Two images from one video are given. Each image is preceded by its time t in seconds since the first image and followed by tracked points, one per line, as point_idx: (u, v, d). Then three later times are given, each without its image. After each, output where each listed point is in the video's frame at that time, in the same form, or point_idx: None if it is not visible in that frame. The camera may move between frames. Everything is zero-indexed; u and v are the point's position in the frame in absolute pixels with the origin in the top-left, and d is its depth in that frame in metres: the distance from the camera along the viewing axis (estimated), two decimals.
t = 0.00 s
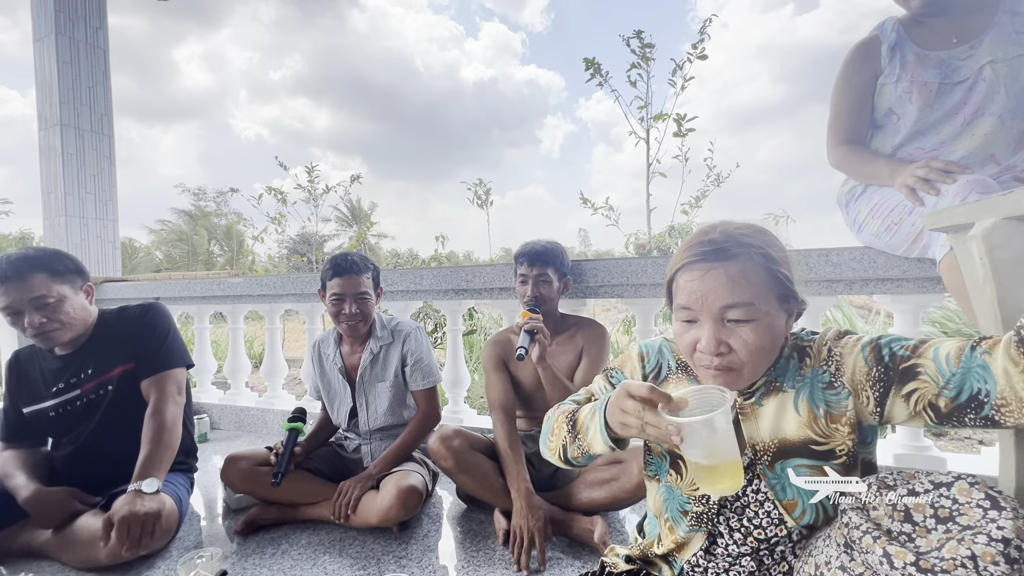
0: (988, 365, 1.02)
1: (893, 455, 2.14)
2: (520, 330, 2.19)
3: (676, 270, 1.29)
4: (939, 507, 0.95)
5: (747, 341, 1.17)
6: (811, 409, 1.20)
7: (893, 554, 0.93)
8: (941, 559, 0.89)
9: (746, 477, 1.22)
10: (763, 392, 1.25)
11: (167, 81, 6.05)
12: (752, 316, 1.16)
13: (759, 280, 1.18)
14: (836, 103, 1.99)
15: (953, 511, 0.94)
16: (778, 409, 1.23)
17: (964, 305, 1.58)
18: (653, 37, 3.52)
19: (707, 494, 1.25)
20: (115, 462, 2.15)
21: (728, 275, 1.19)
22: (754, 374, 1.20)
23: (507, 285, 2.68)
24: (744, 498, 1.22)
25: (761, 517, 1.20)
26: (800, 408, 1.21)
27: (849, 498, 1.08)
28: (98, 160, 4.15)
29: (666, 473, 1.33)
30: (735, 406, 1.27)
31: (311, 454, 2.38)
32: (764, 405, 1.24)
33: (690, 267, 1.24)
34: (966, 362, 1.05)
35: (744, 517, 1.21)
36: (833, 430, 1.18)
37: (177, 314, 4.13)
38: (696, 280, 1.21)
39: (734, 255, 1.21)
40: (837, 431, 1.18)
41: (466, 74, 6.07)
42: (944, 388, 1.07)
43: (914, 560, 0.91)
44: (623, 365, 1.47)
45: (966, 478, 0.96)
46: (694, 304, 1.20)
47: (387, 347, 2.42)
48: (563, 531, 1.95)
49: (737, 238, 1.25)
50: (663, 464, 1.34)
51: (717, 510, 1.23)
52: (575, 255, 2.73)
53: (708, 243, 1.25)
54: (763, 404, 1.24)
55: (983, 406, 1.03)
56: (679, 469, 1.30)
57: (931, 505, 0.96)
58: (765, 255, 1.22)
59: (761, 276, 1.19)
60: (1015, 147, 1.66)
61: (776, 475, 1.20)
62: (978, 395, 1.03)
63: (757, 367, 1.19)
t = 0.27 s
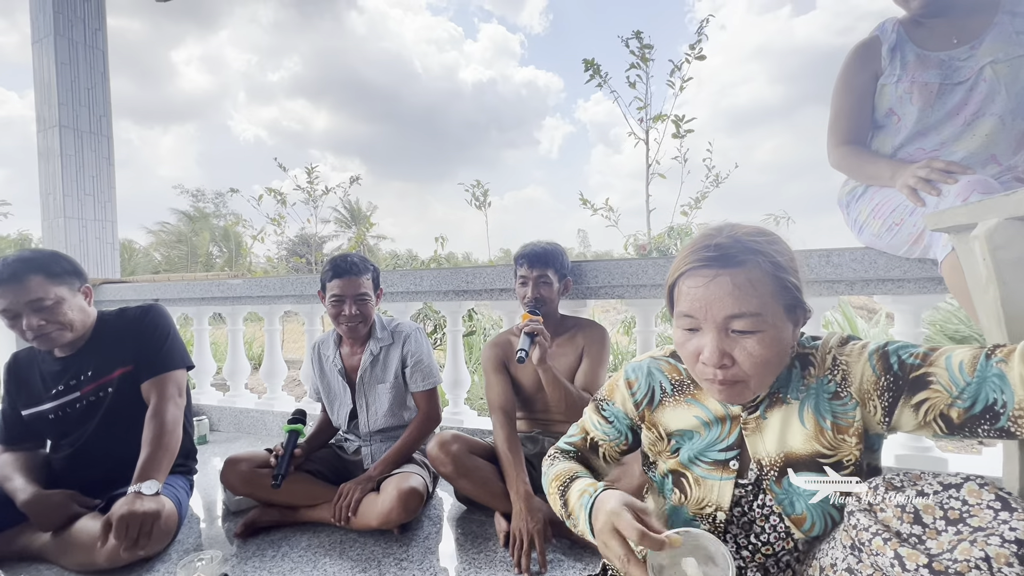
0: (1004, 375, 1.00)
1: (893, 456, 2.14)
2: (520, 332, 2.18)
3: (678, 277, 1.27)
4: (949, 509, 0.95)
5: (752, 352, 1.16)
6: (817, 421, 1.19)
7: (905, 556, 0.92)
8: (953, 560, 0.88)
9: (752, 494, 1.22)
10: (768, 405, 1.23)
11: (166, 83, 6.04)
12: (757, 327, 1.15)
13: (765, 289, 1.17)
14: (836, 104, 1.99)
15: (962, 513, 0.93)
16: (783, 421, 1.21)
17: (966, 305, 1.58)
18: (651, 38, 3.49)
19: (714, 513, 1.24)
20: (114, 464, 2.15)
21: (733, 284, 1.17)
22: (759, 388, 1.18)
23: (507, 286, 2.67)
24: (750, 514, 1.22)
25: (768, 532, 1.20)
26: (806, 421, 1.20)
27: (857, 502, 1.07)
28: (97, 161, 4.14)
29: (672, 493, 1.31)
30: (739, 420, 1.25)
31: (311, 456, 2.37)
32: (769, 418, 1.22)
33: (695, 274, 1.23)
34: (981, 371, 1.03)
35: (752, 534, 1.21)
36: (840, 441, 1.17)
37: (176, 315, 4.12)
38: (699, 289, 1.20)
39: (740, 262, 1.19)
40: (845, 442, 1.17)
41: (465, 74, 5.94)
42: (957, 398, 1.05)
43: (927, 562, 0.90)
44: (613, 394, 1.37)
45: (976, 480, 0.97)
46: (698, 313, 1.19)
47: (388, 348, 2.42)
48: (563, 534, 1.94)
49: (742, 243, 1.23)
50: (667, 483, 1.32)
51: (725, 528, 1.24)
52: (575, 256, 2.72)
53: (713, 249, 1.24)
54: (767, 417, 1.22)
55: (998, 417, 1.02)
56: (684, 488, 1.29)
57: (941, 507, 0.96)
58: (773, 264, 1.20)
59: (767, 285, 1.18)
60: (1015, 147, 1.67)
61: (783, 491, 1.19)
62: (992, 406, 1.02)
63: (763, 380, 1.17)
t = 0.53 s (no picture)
0: (1011, 384, 1.05)
1: (893, 456, 2.15)
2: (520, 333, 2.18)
3: (678, 278, 1.27)
4: (949, 508, 0.96)
5: (753, 356, 1.15)
6: (820, 430, 1.17)
7: (907, 556, 0.92)
8: (955, 559, 0.88)
9: (758, 506, 1.18)
10: (769, 413, 1.21)
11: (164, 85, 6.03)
12: (759, 330, 1.15)
13: (768, 292, 1.17)
14: (835, 105, 2.01)
15: (964, 512, 0.94)
16: (786, 430, 1.19)
17: (964, 305, 1.58)
18: (649, 40, 3.55)
19: (719, 526, 1.20)
20: (114, 466, 2.14)
21: (736, 286, 1.17)
22: (759, 394, 1.17)
23: (507, 287, 2.67)
24: (755, 525, 1.18)
25: (773, 543, 1.16)
26: (808, 430, 1.18)
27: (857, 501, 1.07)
28: (95, 163, 4.13)
29: (674, 508, 1.26)
30: (741, 432, 1.21)
31: (311, 458, 2.37)
32: (771, 428, 1.20)
33: (697, 275, 1.22)
34: (987, 379, 1.08)
35: (757, 546, 1.17)
36: (843, 449, 1.16)
37: (175, 316, 4.11)
38: (701, 290, 1.20)
39: (744, 264, 1.20)
40: (848, 450, 1.16)
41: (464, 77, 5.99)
42: (964, 406, 1.09)
43: (929, 562, 0.90)
44: (609, 415, 1.29)
45: (976, 480, 0.98)
46: (699, 315, 1.19)
47: (387, 350, 2.41)
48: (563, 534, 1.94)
49: (747, 245, 1.23)
50: (669, 498, 1.27)
51: (729, 541, 1.19)
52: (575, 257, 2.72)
53: (715, 250, 1.24)
54: (770, 427, 1.20)
55: (1002, 426, 1.06)
56: (688, 504, 1.24)
57: (941, 506, 0.96)
58: (776, 267, 1.20)
59: (771, 288, 1.18)
60: (1013, 148, 1.67)
61: (788, 500, 1.16)
62: (997, 415, 1.06)
63: (762, 386, 1.17)
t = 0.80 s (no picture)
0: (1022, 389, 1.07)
1: (894, 455, 2.14)
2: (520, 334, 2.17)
3: (677, 283, 1.22)
4: (959, 509, 1.04)
5: (757, 366, 1.11)
6: (825, 440, 1.16)
7: (924, 558, 1.00)
8: (971, 561, 0.97)
9: (766, 520, 1.15)
10: (773, 424, 1.18)
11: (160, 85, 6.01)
12: (763, 339, 1.11)
13: (772, 299, 1.14)
14: (835, 104, 2.00)
15: (974, 512, 1.03)
16: (791, 440, 1.17)
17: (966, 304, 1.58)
18: (648, 41, 3.53)
19: (727, 542, 1.16)
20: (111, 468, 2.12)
21: (739, 292, 1.13)
22: (761, 406, 1.14)
23: (507, 287, 2.66)
24: (762, 538, 1.15)
25: (780, 553, 1.15)
26: (814, 440, 1.16)
27: (863, 501, 1.13)
28: (92, 163, 4.10)
29: (678, 526, 1.21)
30: (746, 445, 1.18)
31: (310, 459, 2.36)
32: (775, 438, 1.17)
33: (696, 281, 1.18)
34: (997, 384, 1.10)
35: (764, 558, 1.15)
36: (850, 457, 1.15)
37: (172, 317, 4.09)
38: (701, 297, 1.15)
39: (746, 269, 1.16)
40: (854, 458, 1.16)
41: (461, 76, 5.86)
42: (975, 411, 1.11)
43: (945, 563, 0.98)
44: (610, 438, 1.19)
45: (981, 480, 1.06)
46: (700, 323, 1.14)
47: (388, 350, 2.40)
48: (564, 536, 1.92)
49: (748, 248, 1.20)
50: (674, 519, 1.21)
51: (737, 556, 1.16)
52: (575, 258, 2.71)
53: (715, 255, 1.20)
54: (774, 437, 1.18)
55: (1012, 430, 1.09)
56: (696, 523, 1.19)
57: (951, 506, 1.05)
58: (779, 273, 1.17)
59: (773, 294, 1.15)
60: (1014, 147, 1.67)
61: (796, 511, 1.14)
62: (1007, 419, 1.09)
63: (765, 397, 1.13)
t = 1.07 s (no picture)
0: None
1: (897, 455, 2.14)
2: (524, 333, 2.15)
3: (682, 292, 1.21)
4: (973, 509, 1.05)
5: (768, 377, 1.10)
6: (836, 447, 1.16)
7: (938, 561, 1.02)
8: (987, 563, 0.98)
9: (776, 531, 1.16)
10: (782, 433, 1.17)
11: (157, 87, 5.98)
12: (773, 350, 1.10)
13: (781, 308, 1.13)
14: (837, 104, 1.99)
15: (988, 513, 1.04)
16: (800, 448, 1.17)
17: (971, 303, 1.57)
18: (647, 43, 3.47)
19: (737, 553, 1.17)
20: (109, 470, 2.10)
21: (748, 301, 1.12)
22: (771, 419, 1.13)
23: (508, 288, 2.65)
24: (773, 548, 1.16)
25: (791, 562, 1.15)
26: (825, 449, 1.16)
27: (873, 502, 1.14)
28: (89, 164, 4.08)
29: (687, 540, 1.20)
30: (754, 456, 1.17)
31: (311, 461, 2.34)
32: (783, 447, 1.17)
33: (703, 289, 1.17)
34: (1013, 387, 1.08)
35: (774, 568, 1.16)
36: (861, 463, 1.15)
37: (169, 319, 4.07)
38: (709, 306, 1.14)
39: (754, 276, 1.15)
40: (865, 464, 1.15)
41: (457, 80, 5.87)
42: (989, 416, 1.09)
43: (960, 565, 1.00)
44: (617, 460, 1.16)
45: (995, 478, 1.08)
46: (708, 334, 1.13)
47: (390, 351, 2.39)
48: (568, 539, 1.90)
49: (755, 255, 1.19)
50: (681, 534, 1.21)
51: (747, 566, 1.17)
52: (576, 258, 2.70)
53: (722, 263, 1.18)
54: (782, 446, 1.17)
55: None
56: (705, 536, 1.19)
57: (964, 508, 1.06)
58: (787, 281, 1.16)
59: (782, 302, 1.14)
60: (1016, 146, 1.66)
61: (806, 521, 1.15)
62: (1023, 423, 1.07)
63: (776, 409, 1.12)
